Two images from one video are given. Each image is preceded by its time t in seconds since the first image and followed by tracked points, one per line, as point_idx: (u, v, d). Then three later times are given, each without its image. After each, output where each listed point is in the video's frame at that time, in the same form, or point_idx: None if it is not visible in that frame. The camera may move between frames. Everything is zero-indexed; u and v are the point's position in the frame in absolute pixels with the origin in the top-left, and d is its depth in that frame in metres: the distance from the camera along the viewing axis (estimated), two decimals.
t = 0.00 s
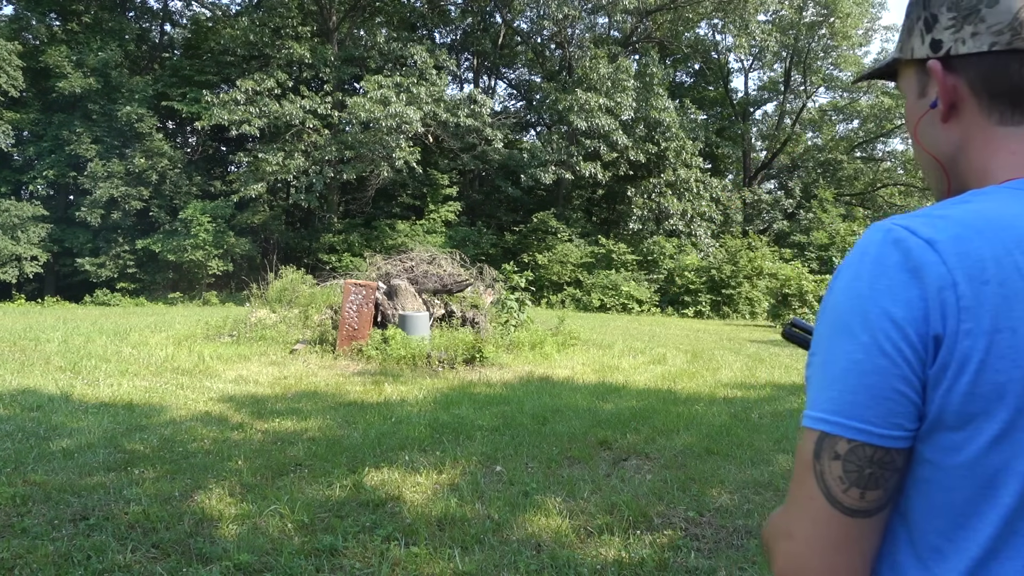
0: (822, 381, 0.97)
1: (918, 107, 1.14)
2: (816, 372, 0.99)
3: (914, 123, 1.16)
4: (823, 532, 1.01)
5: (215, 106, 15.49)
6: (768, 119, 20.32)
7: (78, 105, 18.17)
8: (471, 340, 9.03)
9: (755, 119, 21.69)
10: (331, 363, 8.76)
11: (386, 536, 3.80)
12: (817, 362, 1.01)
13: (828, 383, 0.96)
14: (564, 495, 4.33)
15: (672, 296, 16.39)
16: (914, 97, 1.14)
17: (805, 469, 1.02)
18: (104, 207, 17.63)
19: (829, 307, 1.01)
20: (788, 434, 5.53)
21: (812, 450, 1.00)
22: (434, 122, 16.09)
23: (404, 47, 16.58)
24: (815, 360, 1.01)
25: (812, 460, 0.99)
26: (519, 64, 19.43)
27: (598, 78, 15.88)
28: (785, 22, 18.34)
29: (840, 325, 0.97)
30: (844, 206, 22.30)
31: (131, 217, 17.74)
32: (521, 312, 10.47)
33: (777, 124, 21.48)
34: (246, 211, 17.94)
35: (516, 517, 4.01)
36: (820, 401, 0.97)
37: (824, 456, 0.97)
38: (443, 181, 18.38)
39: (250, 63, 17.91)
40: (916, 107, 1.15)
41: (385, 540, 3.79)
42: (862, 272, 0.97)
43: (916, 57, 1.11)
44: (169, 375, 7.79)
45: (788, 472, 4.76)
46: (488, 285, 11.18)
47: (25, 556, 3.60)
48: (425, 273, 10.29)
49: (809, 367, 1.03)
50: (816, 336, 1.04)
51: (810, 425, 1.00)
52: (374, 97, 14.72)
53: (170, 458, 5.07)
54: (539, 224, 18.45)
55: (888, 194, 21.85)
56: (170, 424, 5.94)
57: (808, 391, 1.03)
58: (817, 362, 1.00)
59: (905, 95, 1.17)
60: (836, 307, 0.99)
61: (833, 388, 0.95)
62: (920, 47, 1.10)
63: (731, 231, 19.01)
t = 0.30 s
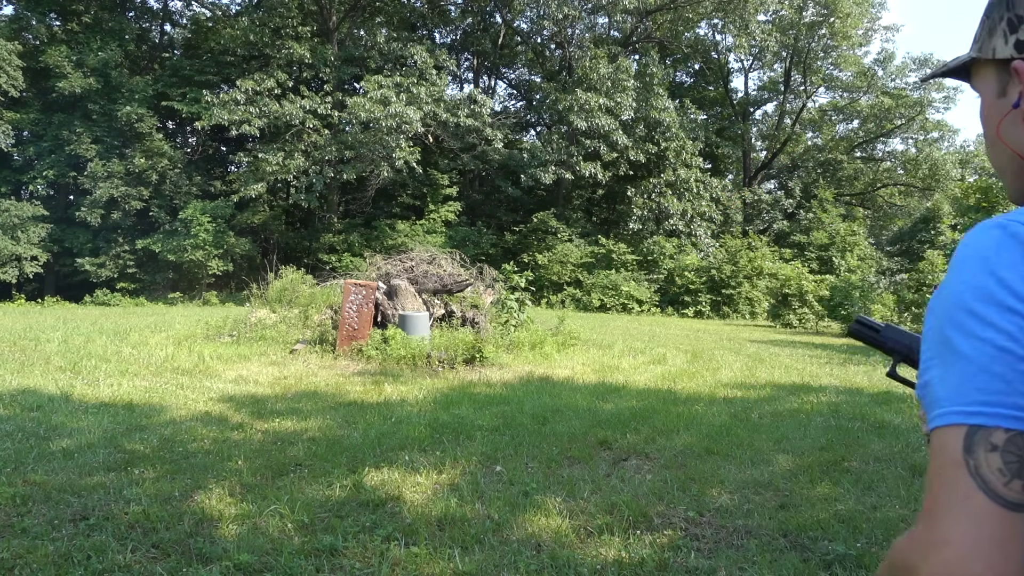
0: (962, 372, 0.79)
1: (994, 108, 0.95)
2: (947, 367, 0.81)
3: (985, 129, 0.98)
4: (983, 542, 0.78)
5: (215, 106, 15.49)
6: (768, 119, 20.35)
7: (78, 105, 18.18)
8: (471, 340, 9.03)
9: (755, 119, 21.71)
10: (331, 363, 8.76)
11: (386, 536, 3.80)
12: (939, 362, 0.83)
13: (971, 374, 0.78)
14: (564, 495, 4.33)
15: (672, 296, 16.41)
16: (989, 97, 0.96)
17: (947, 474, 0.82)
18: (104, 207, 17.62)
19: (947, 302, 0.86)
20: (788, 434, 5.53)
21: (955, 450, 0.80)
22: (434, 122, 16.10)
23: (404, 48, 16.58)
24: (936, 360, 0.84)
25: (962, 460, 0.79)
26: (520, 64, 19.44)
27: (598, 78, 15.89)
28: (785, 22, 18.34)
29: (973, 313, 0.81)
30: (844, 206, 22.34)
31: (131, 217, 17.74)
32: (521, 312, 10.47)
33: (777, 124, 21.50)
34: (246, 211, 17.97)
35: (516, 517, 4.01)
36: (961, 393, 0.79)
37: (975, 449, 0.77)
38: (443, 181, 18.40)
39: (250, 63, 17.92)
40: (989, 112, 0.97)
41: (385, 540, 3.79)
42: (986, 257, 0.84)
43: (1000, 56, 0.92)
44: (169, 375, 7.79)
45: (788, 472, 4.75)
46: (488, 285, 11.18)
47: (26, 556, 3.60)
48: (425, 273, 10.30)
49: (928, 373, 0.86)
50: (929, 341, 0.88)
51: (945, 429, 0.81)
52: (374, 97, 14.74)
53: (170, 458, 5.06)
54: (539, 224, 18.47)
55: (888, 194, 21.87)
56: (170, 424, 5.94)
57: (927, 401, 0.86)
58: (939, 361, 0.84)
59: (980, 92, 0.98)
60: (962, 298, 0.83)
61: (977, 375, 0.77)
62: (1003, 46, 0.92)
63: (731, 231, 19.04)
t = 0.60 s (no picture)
0: (1010, 356, 0.88)
1: None
2: (992, 352, 0.91)
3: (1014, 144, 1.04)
4: None
5: (215, 106, 15.50)
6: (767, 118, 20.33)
7: (78, 105, 18.18)
8: (471, 340, 9.03)
9: (755, 118, 21.70)
10: (331, 363, 8.77)
11: (386, 536, 3.81)
12: (984, 350, 0.92)
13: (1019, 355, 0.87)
14: (563, 495, 4.34)
15: (672, 296, 16.38)
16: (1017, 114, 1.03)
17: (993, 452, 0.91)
18: (104, 207, 17.63)
19: (988, 296, 0.96)
20: (788, 434, 5.54)
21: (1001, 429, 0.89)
22: (434, 122, 16.10)
23: (404, 48, 16.58)
24: (980, 348, 0.93)
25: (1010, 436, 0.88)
26: (519, 64, 19.44)
27: (598, 78, 15.88)
28: (785, 22, 18.32)
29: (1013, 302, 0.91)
30: (844, 206, 22.33)
31: (131, 217, 17.76)
32: (521, 312, 10.48)
33: (777, 124, 21.47)
34: (246, 211, 17.97)
35: (516, 517, 4.02)
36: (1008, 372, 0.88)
37: None
38: (443, 181, 18.40)
39: (250, 63, 17.93)
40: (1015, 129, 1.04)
41: (385, 540, 3.80)
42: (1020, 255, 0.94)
43: None
44: (169, 375, 7.80)
45: (788, 472, 4.76)
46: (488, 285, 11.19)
47: (26, 556, 3.61)
48: (426, 274, 10.31)
49: (970, 360, 0.95)
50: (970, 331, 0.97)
51: (993, 408, 0.90)
52: (374, 97, 14.74)
53: (170, 458, 5.07)
54: (539, 224, 18.46)
55: (888, 194, 21.86)
56: (170, 424, 5.95)
57: (968, 386, 0.96)
58: (982, 348, 0.93)
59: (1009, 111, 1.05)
60: (1001, 291, 0.93)
61: None
62: None
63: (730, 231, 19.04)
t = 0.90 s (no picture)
0: (989, 363, 0.77)
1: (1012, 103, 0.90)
2: (974, 360, 0.79)
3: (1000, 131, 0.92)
4: (1014, 531, 0.75)
5: (215, 106, 15.50)
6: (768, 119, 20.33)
7: (78, 105, 18.17)
8: (471, 340, 9.02)
9: (755, 118, 21.70)
10: (331, 363, 8.76)
11: (385, 536, 3.79)
12: (966, 358, 0.81)
13: (999, 363, 0.76)
14: (564, 495, 4.32)
15: (672, 296, 16.37)
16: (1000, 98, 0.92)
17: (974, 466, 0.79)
18: (104, 207, 17.61)
19: (972, 295, 0.85)
20: (788, 433, 5.52)
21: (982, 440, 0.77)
22: (434, 122, 16.09)
23: (404, 48, 16.57)
24: (963, 357, 0.82)
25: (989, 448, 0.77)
26: (519, 64, 19.42)
27: (598, 78, 15.88)
28: (785, 22, 18.34)
29: (996, 301, 0.80)
30: (844, 205, 22.32)
31: (131, 217, 17.74)
32: (521, 312, 10.46)
33: (777, 124, 21.47)
34: (246, 211, 17.96)
35: (516, 517, 4.00)
36: (989, 380, 0.77)
37: (1001, 436, 0.75)
38: (443, 181, 18.39)
39: (250, 63, 17.92)
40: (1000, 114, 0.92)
41: (385, 540, 3.79)
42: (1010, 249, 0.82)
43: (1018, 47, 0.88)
44: (169, 375, 7.79)
45: (789, 472, 4.74)
46: (488, 285, 11.17)
47: (25, 556, 3.59)
48: (425, 273, 10.30)
49: (952, 371, 0.84)
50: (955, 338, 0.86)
51: (973, 420, 0.78)
52: (374, 97, 14.74)
53: (169, 458, 5.06)
54: (540, 225, 18.45)
55: (888, 194, 21.86)
56: (170, 424, 5.94)
57: (952, 393, 0.84)
58: (965, 356, 0.81)
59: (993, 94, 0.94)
60: (986, 292, 0.81)
61: (1004, 367, 0.75)
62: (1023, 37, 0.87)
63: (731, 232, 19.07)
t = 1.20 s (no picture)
0: (1009, 393, 0.70)
1: (967, 104, 0.86)
2: (986, 382, 0.73)
3: (946, 130, 0.90)
4: None
5: (215, 106, 15.52)
6: (768, 119, 20.34)
7: (78, 105, 18.20)
8: (471, 340, 9.04)
9: (755, 118, 21.72)
10: (331, 363, 8.78)
11: (386, 536, 3.82)
12: (976, 378, 0.74)
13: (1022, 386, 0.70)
14: (564, 495, 4.34)
15: (672, 296, 16.39)
16: (951, 98, 0.89)
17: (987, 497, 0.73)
18: (104, 207, 17.64)
19: (967, 311, 0.78)
20: (788, 433, 5.54)
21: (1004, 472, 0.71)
22: (434, 122, 16.11)
23: (404, 48, 16.59)
24: (969, 371, 0.75)
25: None
26: (519, 64, 19.42)
27: (598, 78, 15.91)
28: (785, 22, 18.36)
29: (998, 310, 0.73)
30: (845, 205, 22.33)
31: (131, 217, 17.77)
32: (521, 312, 10.47)
33: (777, 124, 21.50)
34: (246, 211, 17.99)
35: (516, 517, 4.02)
36: (1014, 406, 0.70)
37: None
38: (443, 181, 18.41)
39: (250, 63, 17.94)
40: (947, 113, 0.90)
41: (385, 540, 3.81)
42: (1004, 254, 0.76)
43: (1006, 43, 0.81)
44: (169, 375, 7.81)
45: (788, 472, 4.76)
46: (488, 285, 11.18)
47: (26, 556, 3.62)
48: (425, 273, 10.32)
49: (955, 391, 0.77)
50: (954, 354, 0.78)
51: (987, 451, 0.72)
52: (374, 98, 14.76)
53: (170, 458, 5.08)
54: (539, 225, 18.47)
55: (888, 194, 21.88)
56: (170, 424, 5.96)
57: (958, 418, 0.78)
58: (971, 375, 0.75)
59: (943, 90, 0.90)
60: (981, 302, 0.75)
61: None
62: (1014, 31, 0.80)
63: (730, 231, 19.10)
